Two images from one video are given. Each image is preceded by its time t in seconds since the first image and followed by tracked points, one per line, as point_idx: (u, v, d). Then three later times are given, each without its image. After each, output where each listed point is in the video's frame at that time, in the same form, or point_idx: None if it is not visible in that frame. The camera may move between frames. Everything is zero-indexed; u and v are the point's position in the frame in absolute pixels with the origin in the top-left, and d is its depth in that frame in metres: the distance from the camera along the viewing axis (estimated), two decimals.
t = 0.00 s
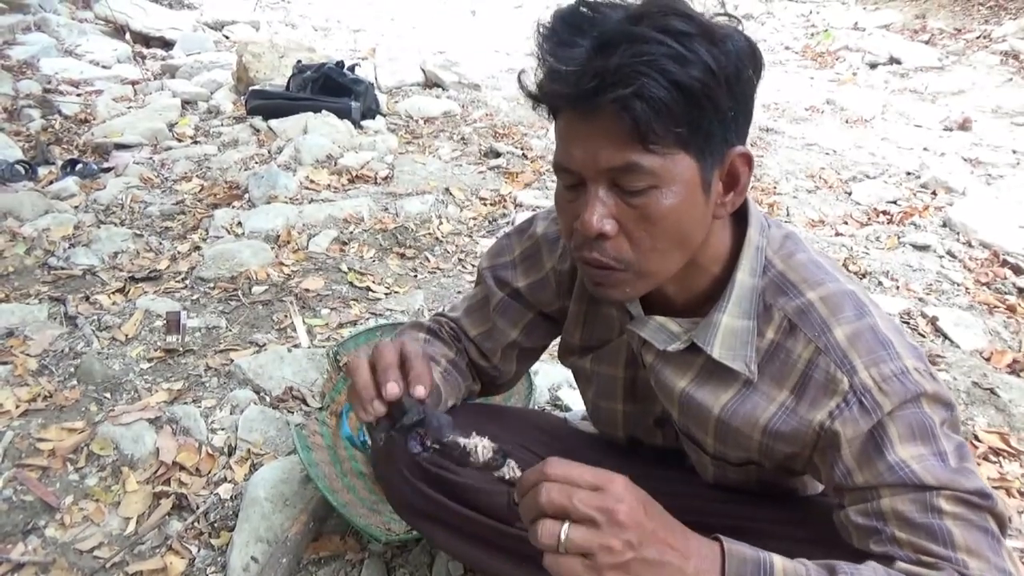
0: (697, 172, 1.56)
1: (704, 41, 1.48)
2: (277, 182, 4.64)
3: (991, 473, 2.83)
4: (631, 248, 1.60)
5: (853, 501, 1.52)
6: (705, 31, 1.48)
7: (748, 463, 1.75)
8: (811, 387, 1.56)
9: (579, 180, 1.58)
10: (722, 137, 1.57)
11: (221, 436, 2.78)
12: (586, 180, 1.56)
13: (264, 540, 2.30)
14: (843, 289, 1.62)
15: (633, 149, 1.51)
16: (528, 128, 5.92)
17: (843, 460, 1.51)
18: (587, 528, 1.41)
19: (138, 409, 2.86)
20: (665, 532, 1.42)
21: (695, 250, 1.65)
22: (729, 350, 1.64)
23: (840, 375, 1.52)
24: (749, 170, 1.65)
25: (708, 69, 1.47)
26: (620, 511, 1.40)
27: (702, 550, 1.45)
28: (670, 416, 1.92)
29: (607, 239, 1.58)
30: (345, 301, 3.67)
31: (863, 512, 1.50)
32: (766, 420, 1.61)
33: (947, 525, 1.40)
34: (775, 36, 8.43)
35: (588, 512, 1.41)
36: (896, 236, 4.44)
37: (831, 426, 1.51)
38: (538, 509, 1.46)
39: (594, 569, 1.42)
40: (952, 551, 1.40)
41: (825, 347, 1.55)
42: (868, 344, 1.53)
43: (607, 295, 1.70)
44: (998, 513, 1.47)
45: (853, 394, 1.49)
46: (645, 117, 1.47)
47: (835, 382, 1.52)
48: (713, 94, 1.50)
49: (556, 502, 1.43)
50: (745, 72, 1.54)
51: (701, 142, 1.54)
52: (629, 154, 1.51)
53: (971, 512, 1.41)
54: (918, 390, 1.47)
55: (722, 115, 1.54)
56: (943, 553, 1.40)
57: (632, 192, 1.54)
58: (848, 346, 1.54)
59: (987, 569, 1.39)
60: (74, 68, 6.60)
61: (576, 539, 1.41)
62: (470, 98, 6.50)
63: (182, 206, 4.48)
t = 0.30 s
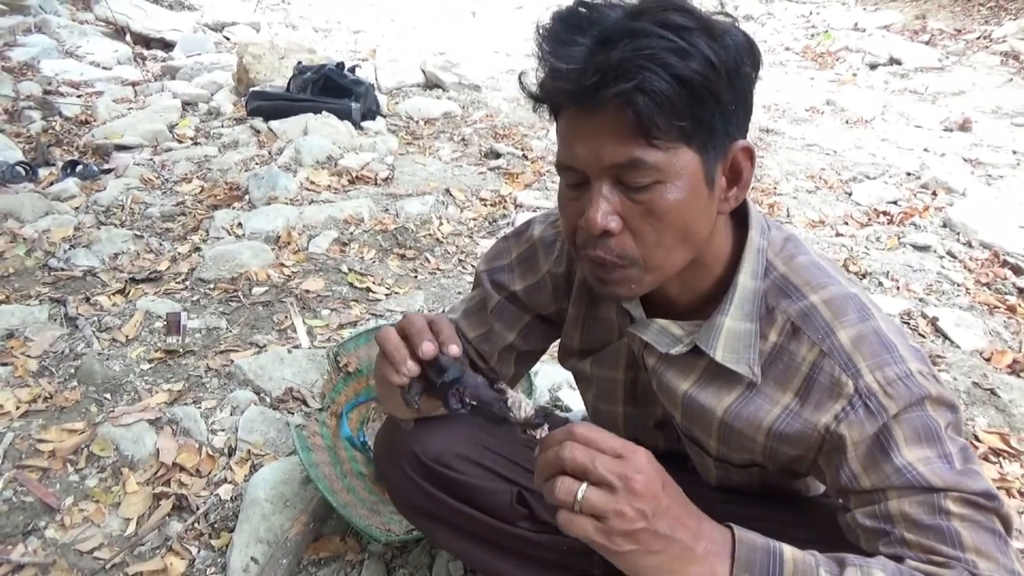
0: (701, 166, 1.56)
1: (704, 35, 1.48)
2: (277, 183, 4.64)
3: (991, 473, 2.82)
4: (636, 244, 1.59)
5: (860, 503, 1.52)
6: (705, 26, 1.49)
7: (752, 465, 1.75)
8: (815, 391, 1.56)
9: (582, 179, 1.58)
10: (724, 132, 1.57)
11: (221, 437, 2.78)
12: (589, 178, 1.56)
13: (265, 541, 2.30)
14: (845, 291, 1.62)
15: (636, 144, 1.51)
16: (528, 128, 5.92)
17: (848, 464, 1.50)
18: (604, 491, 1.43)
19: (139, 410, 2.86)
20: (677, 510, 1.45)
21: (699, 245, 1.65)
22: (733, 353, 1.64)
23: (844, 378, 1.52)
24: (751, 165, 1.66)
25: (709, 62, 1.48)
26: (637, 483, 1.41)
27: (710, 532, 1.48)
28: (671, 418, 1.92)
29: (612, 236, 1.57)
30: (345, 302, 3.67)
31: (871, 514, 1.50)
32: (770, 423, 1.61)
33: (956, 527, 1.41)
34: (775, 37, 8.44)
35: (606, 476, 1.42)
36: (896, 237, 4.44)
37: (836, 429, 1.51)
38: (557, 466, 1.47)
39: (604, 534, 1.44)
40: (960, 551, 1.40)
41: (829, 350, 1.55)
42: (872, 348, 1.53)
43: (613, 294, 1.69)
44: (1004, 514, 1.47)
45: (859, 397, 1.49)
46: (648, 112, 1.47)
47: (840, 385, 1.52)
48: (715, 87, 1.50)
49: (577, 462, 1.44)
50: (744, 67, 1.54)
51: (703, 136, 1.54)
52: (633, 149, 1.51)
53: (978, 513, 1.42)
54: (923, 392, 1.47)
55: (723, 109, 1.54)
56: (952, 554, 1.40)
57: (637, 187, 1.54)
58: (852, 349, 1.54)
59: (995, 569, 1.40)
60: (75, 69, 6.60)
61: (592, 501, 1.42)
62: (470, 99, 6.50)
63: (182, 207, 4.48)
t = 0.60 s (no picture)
0: (703, 165, 1.56)
1: (706, 33, 1.48)
2: (276, 185, 4.64)
3: (990, 472, 2.83)
4: (638, 244, 1.59)
5: (851, 506, 1.51)
6: (707, 25, 1.48)
7: (748, 465, 1.74)
8: (811, 392, 1.56)
9: (584, 178, 1.58)
10: (726, 131, 1.57)
11: (220, 438, 2.79)
12: (591, 177, 1.56)
13: (263, 543, 2.31)
14: (843, 293, 1.62)
15: (638, 143, 1.51)
16: (527, 129, 5.92)
17: (841, 465, 1.50)
18: (580, 504, 1.46)
19: (137, 412, 2.86)
20: (654, 523, 1.45)
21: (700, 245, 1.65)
22: (730, 354, 1.63)
23: (840, 379, 1.52)
24: (752, 165, 1.66)
25: (711, 61, 1.48)
26: (610, 497, 1.43)
27: (690, 542, 1.48)
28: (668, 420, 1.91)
29: (613, 235, 1.57)
30: (344, 303, 3.67)
31: (861, 518, 1.49)
32: (766, 425, 1.61)
33: (944, 531, 1.41)
34: (774, 37, 8.43)
35: (582, 491, 1.45)
36: (895, 236, 4.43)
37: (831, 430, 1.51)
38: (540, 472, 1.51)
39: (578, 543, 1.48)
40: (947, 556, 1.40)
41: (826, 351, 1.55)
42: (869, 350, 1.53)
43: (614, 294, 1.69)
44: (996, 518, 1.47)
45: (854, 398, 1.49)
46: (649, 111, 1.47)
47: (835, 386, 1.52)
48: (717, 86, 1.50)
49: (556, 471, 1.48)
50: (746, 65, 1.54)
51: (705, 135, 1.54)
52: (635, 148, 1.51)
53: (968, 517, 1.42)
54: (918, 395, 1.47)
55: (726, 110, 1.54)
56: (939, 558, 1.40)
57: (638, 186, 1.54)
58: (848, 351, 1.54)
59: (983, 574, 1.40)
60: (74, 72, 6.60)
61: (567, 514, 1.46)
62: (469, 100, 6.51)
63: (181, 209, 4.48)
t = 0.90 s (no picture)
0: (701, 172, 1.56)
1: (703, 39, 1.47)
2: (275, 187, 4.63)
3: (990, 470, 2.82)
4: (638, 252, 1.59)
5: (854, 508, 1.52)
6: (703, 30, 1.48)
7: (749, 469, 1.74)
8: (811, 396, 1.56)
9: (582, 187, 1.57)
10: (723, 138, 1.58)
11: (219, 441, 2.79)
12: (590, 186, 1.55)
13: (263, 546, 2.31)
14: (841, 295, 1.61)
15: (636, 152, 1.51)
16: (526, 129, 5.92)
17: (842, 467, 1.50)
18: (618, 425, 1.41)
19: (137, 415, 2.86)
20: (685, 459, 1.43)
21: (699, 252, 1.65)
22: (730, 359, 1.64)
23: (839, 383, 1.52)
24: (748, 169, 1.67)
25: (708, 66, 1.47)
26: (651, 423, 1.39)
27: (713, 488, 1.47)
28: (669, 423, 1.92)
29: (613, 243, 1.57)
30: (343, 305, 3.67)
31: (865, 519, 1.50)
32: (767, 429, 1.62)
33: (948, 530, 1.41)
34: (772, 36, 8.44)
35: (622, 413, 1.40)
36: (894, 234, 4.43)
37: (831, 433, 1.51)
38: (583, 388, 1.45)
39: (607, 460, 1.43)
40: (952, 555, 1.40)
41: (825, 354, 1.54)
42: (868, 352, 1.52)
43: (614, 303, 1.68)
44: (1001, 516, 1.46)
45: (854, 401, 1.49)
46: (650, 119, 1.47)
47: (835, 390, 1.52)
48: (714, 91, 1.50)
49: (601, 392, 1.42)
50: (741, 71, 1.53)
51: (703, 142, 1.55)
52: (634, 156, 1.51)
53: (971, 516, 1.41)
54: (917, 396, 1.46)
55: (723, 116, 1.55)
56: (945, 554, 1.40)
57: (637, 195, 1.53)
58: (847, 353, 1.53)
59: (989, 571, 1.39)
60: (72, 75, 6.61)
61: (604, 431, 1.41)
62: (468, 101, 6.51)
63: (180, 212, 4.48)
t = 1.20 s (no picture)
0: (702, 180, 1.56)
1: (696, 49, 1.47)
2: (274, 188, 4.63)
3: (990, 469, 2.82)
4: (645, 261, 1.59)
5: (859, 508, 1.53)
6: (695, 39, 1.47)
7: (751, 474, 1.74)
8: (812, 399, 1.56)
9: (584, 201, 1.56)
10: (721, 146, 1.57)
11: (219, 442, 2.79)
12: (591, 200, 1.54)
13: (262, 547, 2.31)
14: (839, 296, 1.60)
15: (639, 164, 1.50)
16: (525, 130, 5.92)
17: (844, 467, 1.51)
18: (653, 369, 1.41)
19: (136, 417, 2.86)
20: (714, 411, 1.42)
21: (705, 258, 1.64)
22: (730, 363, 1.64)
23: (841, 385, 1.52)
24: (745, 173, 1.68)
25: (705, 76, 1.47)
26: (685, 369, 1.39)
27: (735, 448, 1.45)
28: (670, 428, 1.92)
29: (622, 253, 1.56)
30: (342, 306, 3.68)
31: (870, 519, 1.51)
32: (769, 433, 1.62)
33: (953, 526, 1.40)
34: (771, 36, 8.44)
35: (658, 356, 1.40)
36: (894, 234, 4.43)
37: (834, 436, 1.51)
38: (623, 333, 1.45)
39: (638, 403, 1.42)
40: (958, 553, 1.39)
41: (825, 356, 1.54)
42: (868, 352, 1.52)
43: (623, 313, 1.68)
44: (1006, 513, 1.45)
45: (856, 403, 1.49)
46: (651, 132, 1.46)
47: (836, 392, 1.52)
48: (711, 101, 1.49)
49: (641, 335, 1.42)
50: (733, 78, 1.53)
51: (702, 151, 1.54)
52: (636, 170, 1.50)
53: (975, 513, 1.40)
54: (920, 396, 1.46)
55: (721, 125, 1.54)
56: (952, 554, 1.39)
57: (642, 205, 1.53)
58: (847, 355, 1.53)
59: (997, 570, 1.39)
60: (72, 77, 6.61)
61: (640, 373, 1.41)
62: (467, 101, 6.51)
63: (179, 214, 4.49)
